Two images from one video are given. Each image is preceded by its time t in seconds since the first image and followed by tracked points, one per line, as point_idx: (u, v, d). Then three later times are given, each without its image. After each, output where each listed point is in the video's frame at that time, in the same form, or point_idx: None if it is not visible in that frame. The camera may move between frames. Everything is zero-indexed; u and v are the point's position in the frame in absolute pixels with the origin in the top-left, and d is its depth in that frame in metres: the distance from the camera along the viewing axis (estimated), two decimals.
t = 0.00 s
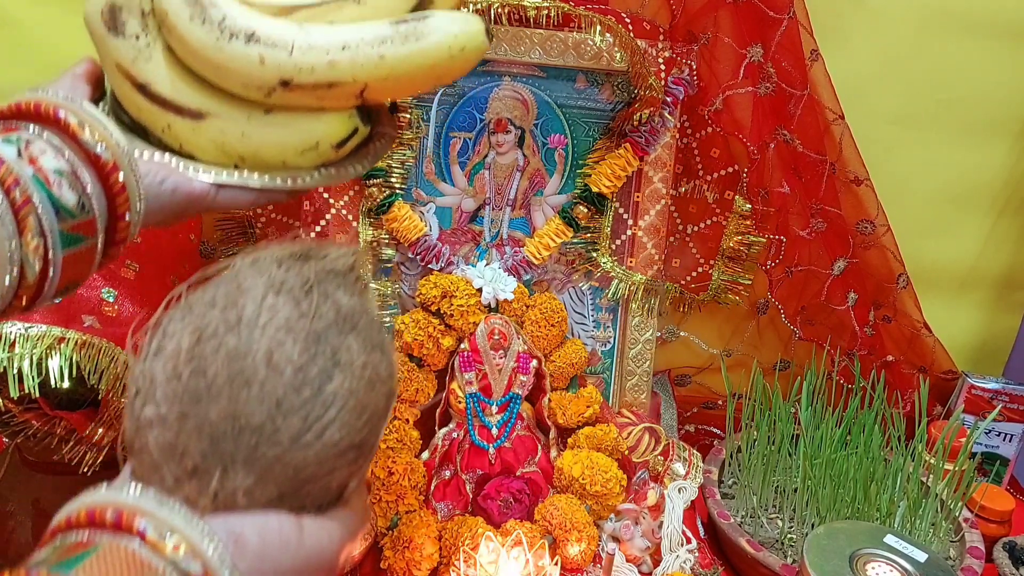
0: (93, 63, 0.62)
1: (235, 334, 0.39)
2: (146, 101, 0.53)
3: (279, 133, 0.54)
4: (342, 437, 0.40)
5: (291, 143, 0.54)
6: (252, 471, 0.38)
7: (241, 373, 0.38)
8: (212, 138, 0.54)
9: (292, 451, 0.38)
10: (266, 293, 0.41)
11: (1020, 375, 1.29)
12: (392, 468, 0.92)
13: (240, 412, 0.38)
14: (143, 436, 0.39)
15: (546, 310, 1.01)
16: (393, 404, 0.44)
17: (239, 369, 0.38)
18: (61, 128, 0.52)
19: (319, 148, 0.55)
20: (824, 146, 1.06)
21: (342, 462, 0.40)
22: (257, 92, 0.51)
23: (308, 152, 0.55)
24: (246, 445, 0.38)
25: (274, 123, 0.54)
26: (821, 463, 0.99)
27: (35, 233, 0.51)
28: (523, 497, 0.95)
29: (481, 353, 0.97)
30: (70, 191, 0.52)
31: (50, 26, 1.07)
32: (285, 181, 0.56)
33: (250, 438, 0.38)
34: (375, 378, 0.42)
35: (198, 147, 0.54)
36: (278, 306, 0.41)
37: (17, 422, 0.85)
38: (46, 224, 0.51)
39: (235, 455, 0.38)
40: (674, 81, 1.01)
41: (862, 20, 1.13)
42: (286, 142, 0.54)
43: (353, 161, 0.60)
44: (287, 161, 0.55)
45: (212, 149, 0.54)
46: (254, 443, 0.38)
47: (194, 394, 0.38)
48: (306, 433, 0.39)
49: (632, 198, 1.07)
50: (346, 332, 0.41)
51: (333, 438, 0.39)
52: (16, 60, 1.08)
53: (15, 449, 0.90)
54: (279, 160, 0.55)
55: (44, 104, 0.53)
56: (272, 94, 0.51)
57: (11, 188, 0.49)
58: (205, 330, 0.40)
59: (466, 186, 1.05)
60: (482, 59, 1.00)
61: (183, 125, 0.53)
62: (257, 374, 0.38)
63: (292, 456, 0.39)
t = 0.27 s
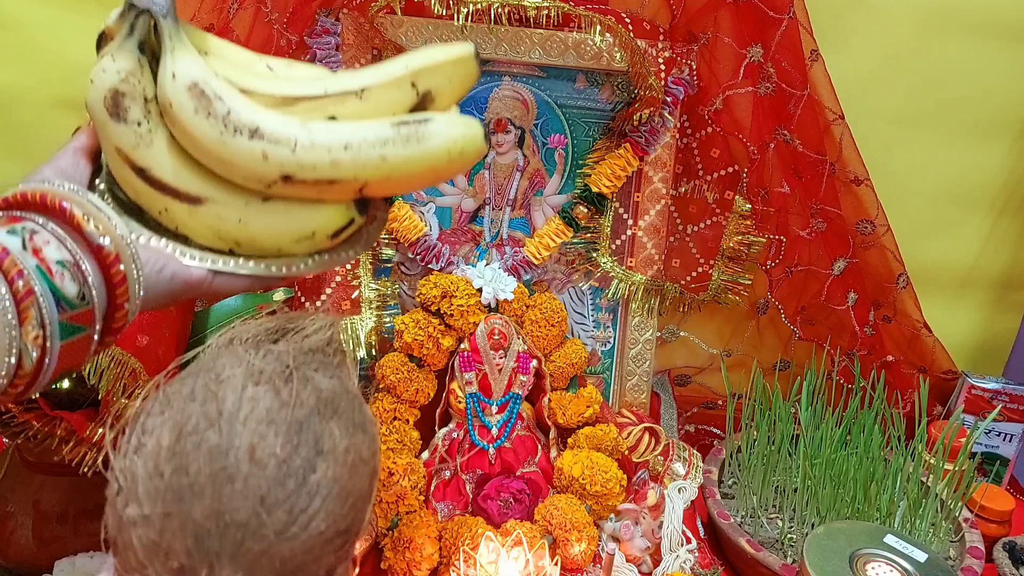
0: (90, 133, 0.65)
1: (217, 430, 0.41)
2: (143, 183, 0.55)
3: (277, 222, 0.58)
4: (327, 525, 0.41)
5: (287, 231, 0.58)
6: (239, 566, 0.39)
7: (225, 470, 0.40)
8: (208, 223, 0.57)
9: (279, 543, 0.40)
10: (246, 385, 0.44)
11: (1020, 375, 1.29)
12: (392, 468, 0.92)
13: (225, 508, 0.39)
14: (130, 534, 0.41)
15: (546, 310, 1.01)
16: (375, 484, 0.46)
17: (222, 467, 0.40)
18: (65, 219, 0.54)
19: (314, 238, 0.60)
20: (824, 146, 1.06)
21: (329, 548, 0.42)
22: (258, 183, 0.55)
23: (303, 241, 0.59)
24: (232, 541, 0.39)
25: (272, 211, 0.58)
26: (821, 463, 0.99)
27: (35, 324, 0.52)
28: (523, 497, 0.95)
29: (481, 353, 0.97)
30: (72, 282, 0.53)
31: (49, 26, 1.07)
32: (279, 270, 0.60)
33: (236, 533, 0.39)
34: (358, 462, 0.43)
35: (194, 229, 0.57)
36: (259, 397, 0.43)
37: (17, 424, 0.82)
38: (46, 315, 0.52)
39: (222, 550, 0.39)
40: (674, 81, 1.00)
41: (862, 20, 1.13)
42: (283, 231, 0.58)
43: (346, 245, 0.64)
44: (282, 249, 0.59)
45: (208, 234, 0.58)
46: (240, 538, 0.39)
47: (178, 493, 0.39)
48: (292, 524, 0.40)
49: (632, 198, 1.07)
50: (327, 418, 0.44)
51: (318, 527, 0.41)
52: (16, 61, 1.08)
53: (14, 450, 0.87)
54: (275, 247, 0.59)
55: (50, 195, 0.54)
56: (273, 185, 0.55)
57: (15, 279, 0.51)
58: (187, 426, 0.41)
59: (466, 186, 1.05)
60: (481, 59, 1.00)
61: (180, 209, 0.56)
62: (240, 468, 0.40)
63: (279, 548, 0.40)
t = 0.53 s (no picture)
0: (74, 141, 0.69)
1: (220, 410, 0.42)
2: (129, 188, 0.60)
3: (262, 225, 0.62)
4: (332, 502, 0.42)
5: (273, 234, 0.63)
6: (244, 543, 0.41)
7: (230, 448, 0.40)
8: (191, 227, 0.61)
9: (284, 520, 0.41)
10: (249, 364, 0.44)
11: (1019, 375, 1.29)
12: (392, 468, 0.92)
13: (230, 486, 0.40)
14: (137, 512, 0.42)
15: (546, 310, 1.01)
16: (380, 460, 0.47)
17: (226, 446, 0.40)
18: (53, 225, 0.58)
19: (301, 240, 0.64)
20: (824, 146, 1.06)
21: (334, 524, 0.43)
22: (243, 188, 0.59)
23: (291, 243, 0.64)
24: (238, 518, 0.40)
25: (257, 214, 0.62)
26: (822, 463, 0.99)
27: (23, 327, 0.55)
28: (523, 497, 0.95)
29: (481, 353, 0.97)
30: (60, 287, 0.57)
31: (50, 26, 1.07)
32: (265, 272, 0.64)
33: (241, 511, 0.40)
34: (364, 440, 0.44)
35: (177, 233, 0.62)
36: (262, 376, 0.43)
37: (15, 422, 0.83)
38: (34, 318, 0.56)
39: (228, 527, 0.40)
40: (674, 81, 1.00)
41: (862, 20, 1.13)
42: (267, 234, 0.62)
43: (331, 247, 0.68)
44: (267, 251, 0.64)
45: (192, 238, 0.62)
46: (245, 516, 0.40)
47: (183, 471, 0.40)
48: (296, 502, 0.41)
49: (632, 198, 1.07)
50: (331, 397, 0.44)
51: (323, 504, 0.42)
52: (16, 60, 1.08)
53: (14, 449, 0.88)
54: (260, 249, 0.63)
55: (38, 201, 0.58)
56: (259, 189, 0.59)
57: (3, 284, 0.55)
58: (190, 406, 0.42)
59: (466, 186, 1.05)
60: (482, 59, 1.00)
61: (164, 214, 0.61)
62: (244, 447, 0.40)
63: (283, 525, 0.41)
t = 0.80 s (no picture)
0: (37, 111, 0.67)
1: (215, 379, 0.43)
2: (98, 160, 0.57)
3: (239, 190, 0.60)
4: (326, 468, 0.44)
5: (250, 198, 0.60)
6: (241, 508, 0.42)
7: (226, 417, 0.42)
8: (166, 196, 0.59)
9: (280, 485, 0.43)
10: (243, 334, 0.45)
11: (1019, 375, 1.29)
12: (392, 468, 0.92)
13: (226, 453, 0.42)
14: (135, 478, 0.43)
15: (546, 310, 1.01)
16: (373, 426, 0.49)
17: (222, 414, 0.42)
18: (24, 197, 0.57)
19: (279, 204, 0.61)
20: (823, 146, 1.06)
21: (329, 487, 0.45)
22: (217, 152, 0.57)
23: (268, 207, 0.61)
24: (234, 484, 0.42)
25: (232, 179, 0.60)
26: (822, 463, 0.99)
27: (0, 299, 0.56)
28: (523, 497, 0.95)
29: (481, 353, 0.97)
30: (34, 258, 0.57)
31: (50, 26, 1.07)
32: (245, 237, 0.62)
33: (238, 478, 0.42)
34: (357, 408, 0.46)
35: (152, 204, 0.60)
36: (256, 346, 0.44)
37: (16, 422, 0.85)
38: (10, 290, 0.56)
39: (225, 492, 0.42)
40: (674, 81, 1.00)
41: (862, 20, 1.13)
42: (244, 200, 0.60)
43: (309, 211, 0.67)
44: (245, 216, 0.61)
45: (167, 207, 0.60)
46: (241, 482, 0.42)
47: (180, 439, 0.42)
48: (291, 468, 0.43)
49: (632, 198, 1.07)
50: (324, 366, 0.45)
51: (318, 470, 0.44)
52: (17, 60, 1.08)
53: (14, 450, 0.88)
54: (237, 215, 0.61)
55: (7, 174, 0.57)
56: (233, 154, 0.57)
57: None
58: (185, 375, 0.43)
59: (465, 186, 1.05)
60: (482, 59, 1.00)
61: (137, 184, 0.58)
62: (240, 415, 0.42)
63: (279, 490, 0.43)
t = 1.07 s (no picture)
0: (48, 83, 0.66)
1: (232, 310, 0.45)
2: (106, 129, 0.57)
3: (244, 161, 0.59)
4: (340, 389, 0.47)
5: (253, 169, 0.59)
6: (265, 428, 0.45)
7: (246, 344, 0.44)
8: (172, 165, 0.58)
9: (299, 407, 0.45)
10: (253, 268, 0.47)
11: (1019, 375, 1.29)
12: (392, 468, 0.92)
13: (248, 377, 0.44)
14: (161, 408, 0.45)
15: (546, 310, 1.01)
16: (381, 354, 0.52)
17: (242, 341, 0.44)
18: (33, 162, 0.56)
19: (281, 175, 0.60)
20: (824, 146, 1.06)
21: (344, 409, 0.48)
22: (222, 123, 0.56)
23: (271, 178, 0.60)
24: (259, 406, 0.45)
25: (237, 150, 0.59)
26: (822, 463, 0.99)
27: (12, 261, 0.54)
28: (523, 497, 0.95)
29: (481, 353, 0.97)
30: (44, 222, 0.56)
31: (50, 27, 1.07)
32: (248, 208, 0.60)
33: (261, 400, 0.44)
34: (363, 334, 0.49)
35: (158, 173, 0.58)
36: (267, 278, 0.47)
37: (17, 422, 0.84)
38: (22, 253, 0.54)
39: (250, 415, 0.45)
40: (674, 81, 1.01)
41: (862, 19, 1.13)
42: (249, 170, 0.59)
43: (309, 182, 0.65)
44: (249, 188, 0.60)
45: (172, 175, 0.58)
46: (264, 404, 0.45)
47: (205, 366, 0.44)
48: (309, 390, 0.46)
49: (631, 198, 1.07)
50: (331, 296, 0.48)
51: (334, 391, 0.47)
52: (17, 60, 1.08)
53: (15, 449, 0.89)
54: (241, 186, 0.60)
55: (16, 140, 0.56)
56: (237, 125, 0.56)
57: None
58: (204, 308, 0.45)
59: (465, 186, 1.05)
60: (482, 59, 1.00)
61: (144, 153, 0.58)
62: (259, 342, 0.45)
63: (299, 411, 0.46)
